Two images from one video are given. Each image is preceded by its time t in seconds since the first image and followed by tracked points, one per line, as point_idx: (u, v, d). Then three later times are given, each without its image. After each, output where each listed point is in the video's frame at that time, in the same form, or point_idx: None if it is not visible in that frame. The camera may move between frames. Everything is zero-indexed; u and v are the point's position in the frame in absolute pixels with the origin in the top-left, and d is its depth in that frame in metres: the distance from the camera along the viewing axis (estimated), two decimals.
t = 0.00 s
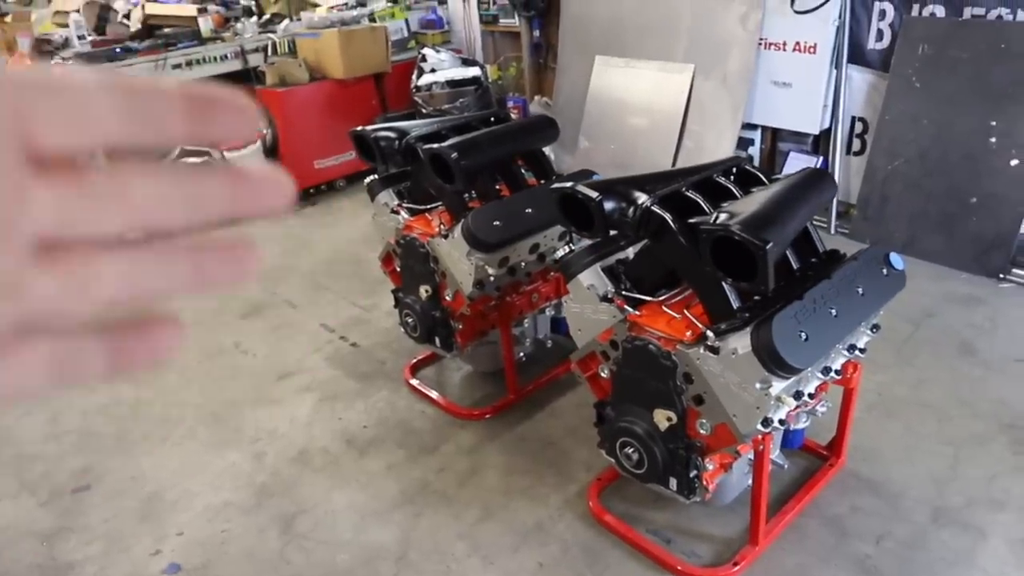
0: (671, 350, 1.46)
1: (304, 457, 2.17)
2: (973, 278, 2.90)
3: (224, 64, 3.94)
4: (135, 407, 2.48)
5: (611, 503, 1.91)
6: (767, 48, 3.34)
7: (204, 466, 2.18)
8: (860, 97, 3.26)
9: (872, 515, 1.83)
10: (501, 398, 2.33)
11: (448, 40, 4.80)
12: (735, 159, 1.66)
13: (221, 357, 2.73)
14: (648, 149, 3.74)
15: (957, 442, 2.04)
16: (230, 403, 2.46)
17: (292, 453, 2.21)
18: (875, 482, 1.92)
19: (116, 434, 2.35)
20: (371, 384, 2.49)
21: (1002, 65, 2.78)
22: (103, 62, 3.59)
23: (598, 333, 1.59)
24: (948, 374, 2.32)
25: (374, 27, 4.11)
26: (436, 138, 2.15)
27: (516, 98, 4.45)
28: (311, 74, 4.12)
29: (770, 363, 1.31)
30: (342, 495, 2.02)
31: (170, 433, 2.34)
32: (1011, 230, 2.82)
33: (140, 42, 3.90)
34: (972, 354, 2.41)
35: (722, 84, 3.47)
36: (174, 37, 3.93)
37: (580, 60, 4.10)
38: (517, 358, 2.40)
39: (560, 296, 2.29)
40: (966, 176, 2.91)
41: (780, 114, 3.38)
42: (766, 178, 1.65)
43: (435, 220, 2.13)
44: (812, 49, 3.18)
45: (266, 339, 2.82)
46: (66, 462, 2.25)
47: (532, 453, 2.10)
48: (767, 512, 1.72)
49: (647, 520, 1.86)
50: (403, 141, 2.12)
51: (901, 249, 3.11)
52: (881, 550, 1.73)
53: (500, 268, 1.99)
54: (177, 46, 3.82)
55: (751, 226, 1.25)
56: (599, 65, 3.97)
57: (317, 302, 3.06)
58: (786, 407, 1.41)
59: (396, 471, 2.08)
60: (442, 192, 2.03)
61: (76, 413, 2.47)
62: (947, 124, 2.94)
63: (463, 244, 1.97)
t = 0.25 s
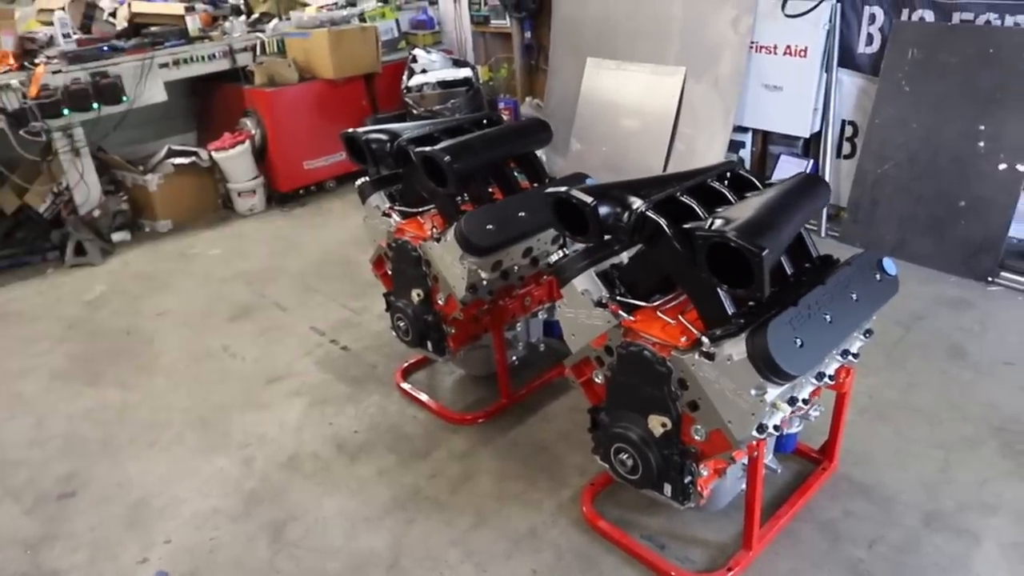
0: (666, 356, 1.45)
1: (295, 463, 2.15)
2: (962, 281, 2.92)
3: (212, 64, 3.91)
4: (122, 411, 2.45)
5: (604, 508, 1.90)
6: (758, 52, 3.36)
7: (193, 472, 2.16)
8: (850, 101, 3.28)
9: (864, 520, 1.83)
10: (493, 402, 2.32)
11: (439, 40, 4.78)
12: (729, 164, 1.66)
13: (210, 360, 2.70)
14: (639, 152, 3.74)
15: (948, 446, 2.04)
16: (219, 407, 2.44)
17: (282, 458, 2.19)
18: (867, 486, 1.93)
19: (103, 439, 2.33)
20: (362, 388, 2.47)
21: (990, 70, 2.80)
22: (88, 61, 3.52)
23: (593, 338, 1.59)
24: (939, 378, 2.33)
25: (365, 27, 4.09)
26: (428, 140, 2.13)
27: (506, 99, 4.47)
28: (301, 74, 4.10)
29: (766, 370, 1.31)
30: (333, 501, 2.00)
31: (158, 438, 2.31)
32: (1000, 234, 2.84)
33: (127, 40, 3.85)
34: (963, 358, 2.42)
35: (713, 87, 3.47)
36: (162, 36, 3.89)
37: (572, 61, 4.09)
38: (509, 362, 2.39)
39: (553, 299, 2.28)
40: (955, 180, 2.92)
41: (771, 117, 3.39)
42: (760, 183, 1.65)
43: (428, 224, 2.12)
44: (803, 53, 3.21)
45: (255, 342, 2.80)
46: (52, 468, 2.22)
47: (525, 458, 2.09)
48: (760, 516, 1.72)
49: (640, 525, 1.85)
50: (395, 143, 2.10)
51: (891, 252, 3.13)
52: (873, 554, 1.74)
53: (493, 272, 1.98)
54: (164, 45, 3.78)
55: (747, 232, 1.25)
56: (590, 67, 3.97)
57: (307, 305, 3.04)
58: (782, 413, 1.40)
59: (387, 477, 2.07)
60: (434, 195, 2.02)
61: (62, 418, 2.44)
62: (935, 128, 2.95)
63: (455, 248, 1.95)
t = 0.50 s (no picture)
0: (670, 365, 1.44)
1: (295, 470, 2.13)
2: (966, 285, 2.90)
3: (212, 67, 3.89)
4: (120, 417, 2.44)
5: (607, 517, 1.89)
6: (761, 54, 3.35)
7: (192, 479, 2.14)
8: (853, 104, 3.26)
9: (870, 529, 1.81)
10: (495, 409, 2.30)
11: (440, 42, 4.77)
12: (733, 170, 1.64)
13: (210, 366, 2.68)
14: (641, 155, 3.72)
15: (954, 454, 2.02)
16: (219, 413, 2.42)
17: (282, 465, 2.17)
18: (873, 494, 1.91)
19: (101, 445, 2.31)
20: (362, 394, 2.45)
21: (994, 73, 2.78)
22: (88, 64, 3.51)
23: (595, 346, 1.57)
24: (943, 384, 2.31)
25: (365, 29, 4.08)
26: (429, 145, 2.11)
27: (508, 101, 4.47)
28: (301, 77, 4.09)
29: (772, 380, 1.29)
30: (333, 509, 1.98)
31: (157, 444, 2.29)
32: (1004, 238, 2.82)
33: (126, 43, 3.84)
34: (968, 363, 2.40)
35: (715, 89, 3.45)
36: (161, 39, 3.87)
37: (573, 64, 4.08)
38: (510, 368, 2.37)
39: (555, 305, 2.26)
40: (959, 183, 2.90)
41: (773, 119, 3.37)
42: (764, 189, 1.63)
43: (428, 229, 2.10)
44: (805, 56, 3.19)
45: (255, 347, 2.78)
46: (50, 475, 2.20)
47: (526, 465, 2.08)
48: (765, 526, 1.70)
49: (643, 534, 1.83)
50: (396, 148, 2.08)
51: (894, 256, 3.11)
52: (879, 564, 1.72)
53: (495, 278, 1.96)
54: (164, 48, 3.76)
55: (753, 240, 1.23)
56: (591, 70, 3.95)
57: (307, 309, 3.02)
58: (787, 424, 1.39)
59: (388, 485, 2.05)
60: (435, 201, 2.00)
61: (60, 424, 2.42)
62: (939, 131, 2.93)
63: (457, 254, 1.94)
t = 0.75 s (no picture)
0: (671, 376, 1.41)
1: (291, 479, 2.10)
2: (971, 291, 2.87)
3: (212, 71, 3.87)
4: (116, 424, 2.41)
5: (607, 528, 1.86)
6: (763, 57, 3.31)
7: (188, 488, 2.11)
8: (856, 107, 3.23)
9: (875, 541, 1.78)
10: (493, 417, 2.27)
11: (440, 45, 4.74)
12: (735, 176, 1.61)
13: (207, 372, 2.66)
14: (642, 158, 3.69)
15: (960, 463, 1.99)
16: (215, 420, 2.39)
17: (278, 474, 2.14)
18: (877, 505, 1.88)
19: (97, 453, 2.28)
20: (360, 401, 2.42)
21: (1000, 76, 2.75)
22: (87, 67, 3.49)
23: (595, 356, 1.54)
24: (949, 391, 2.27)
25: (364, 32, 4.05)
26: (427, 150, 2.09)
27: (507, 103, 4.50)
28: (301, 80, 4.06)
29: (775, 392, 1.26)
30: (330, 519, 1.95)
31: (153, 452, 2.27)
32: (1010, 243, 2.79)
33: (125, 47, 3.82)
34: (973, 370, 2.37)
35: (717, 93, 3.42)
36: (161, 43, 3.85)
37: (574, 67, 4.05)
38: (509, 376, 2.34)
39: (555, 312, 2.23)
40: (964, 188, 2.87)
41: (776, 122, 3.34)
42: (767, 196, 1.60)
43: (426, 235, 2.08)
44: (808, 58, 3.16)
45: (252, 353, 2.76)
46: (45, 484, 2.18)
47: (526, 474, 2.05)
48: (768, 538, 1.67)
49: (644, 546, 1.80)
50: (393, 153, 2.06)
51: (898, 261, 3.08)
52: None
53: (493, 285, 1.94)
54: (164, 51, 3.74)
55: (756, 250, 1.20)
56: (592, 73, 3.92)
57: (306, 314, 2.99)
58: (791, 436, 1.36)
59: (385, 494, 2.02)
60: (433, 207, 1.98)
61: (56, 431, 2.40)
62: (944, 135, 2.90)
63: (455, 261, 1.91)
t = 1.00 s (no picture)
0: (670, 388, 1.38)
1: (282, 487, 2.07)
2: (965, 294, 2.86)
3: (200, 68, 3.81)
4: (102, 431, 2.37)
5: (602, 538, 1.83)
6: (757, 58, 3.30)
7: (176, 496, 2.08)
8: (851, 109, 3.22)
9: (873, 551, 1.76)
10: (487, 423, 2.24)
11: (432, 43, 4.70)
12: (734, 183, 1.58)
13: (195, 376, 2.61)
14: (636, 159, 3.66)
15: (957, 471, 1.98)
16: (204, 426, 2.35)
17: (268, 482, 2.11)
18: (874, 514, 1.86)
19: (82, 460, 2.24)
20: (351, 407, 2.39)
21: (995, 80, 2.74)
22: (72, 64, 3.42)
23: (591, 365, 1.51)
24: (945, 397, 2.26)
25: (355, 30, 4.01)
26: (420, 153, 2.05)
27: (501, 103, 4.45)
28: (291, 78, 4.01)
29: (776, 406, 1.24)
30: (321, 529, 1.92)
31: (140, 459, 2.23)
32: (1004, 246, 2.78)
33: (111, 43, 3.76)
34: (968, 376, 2.36)
35: (711, 94, 3.40)
36: (148, 38, 3.80)
37: (567, 66, 4.02)
38: (503, 381, 2.31)
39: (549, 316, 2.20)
40: (958, 191, 2.86)
41: (770, 124, 3.32)
42: (766, 203, 1.58)
43: (419, 240, 2.05)
44: (803, 60, 3.15)
45: (241, 357, 2.71)
46: (29, 492, 2.13)
47: (520, 483, 2.02)
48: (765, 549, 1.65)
49: (640, 556, 1.78)
50: (385, 156, 2.02)
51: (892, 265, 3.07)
52: None
53: (487, 291, 1.91)
54: (150, 48, 3.70)
55: (758, 262, 1.17)
56: (585, 73, 3.89)
57: (296, 317, 2.96)
58: (791, 449, 1.33)
59: (377, 503, 1.99)
60: (426, 211, 1.94)
61: (40, 437, 2.35)
62: (939, 138, 2.89)
63: (448, 267, 1.88)
